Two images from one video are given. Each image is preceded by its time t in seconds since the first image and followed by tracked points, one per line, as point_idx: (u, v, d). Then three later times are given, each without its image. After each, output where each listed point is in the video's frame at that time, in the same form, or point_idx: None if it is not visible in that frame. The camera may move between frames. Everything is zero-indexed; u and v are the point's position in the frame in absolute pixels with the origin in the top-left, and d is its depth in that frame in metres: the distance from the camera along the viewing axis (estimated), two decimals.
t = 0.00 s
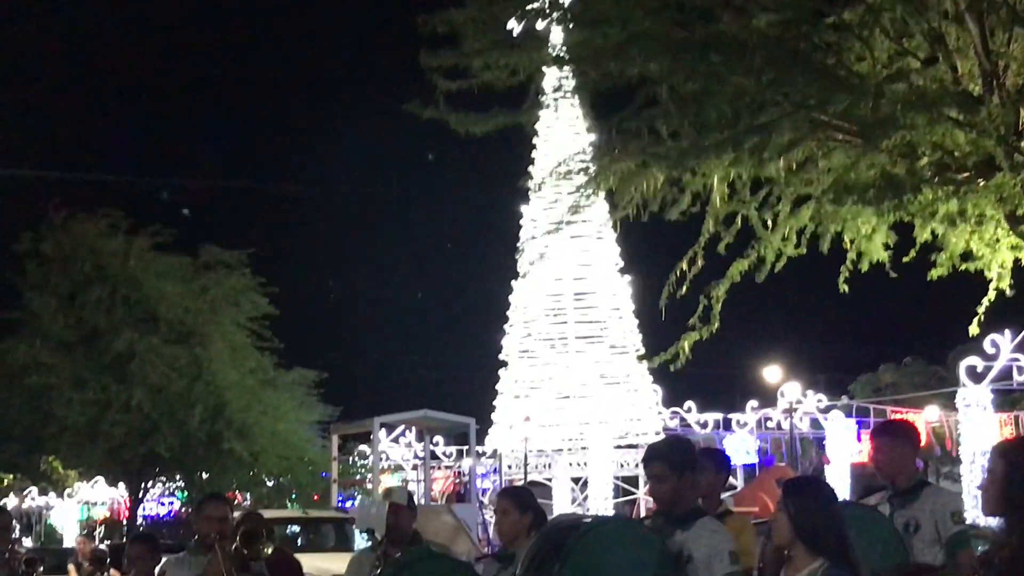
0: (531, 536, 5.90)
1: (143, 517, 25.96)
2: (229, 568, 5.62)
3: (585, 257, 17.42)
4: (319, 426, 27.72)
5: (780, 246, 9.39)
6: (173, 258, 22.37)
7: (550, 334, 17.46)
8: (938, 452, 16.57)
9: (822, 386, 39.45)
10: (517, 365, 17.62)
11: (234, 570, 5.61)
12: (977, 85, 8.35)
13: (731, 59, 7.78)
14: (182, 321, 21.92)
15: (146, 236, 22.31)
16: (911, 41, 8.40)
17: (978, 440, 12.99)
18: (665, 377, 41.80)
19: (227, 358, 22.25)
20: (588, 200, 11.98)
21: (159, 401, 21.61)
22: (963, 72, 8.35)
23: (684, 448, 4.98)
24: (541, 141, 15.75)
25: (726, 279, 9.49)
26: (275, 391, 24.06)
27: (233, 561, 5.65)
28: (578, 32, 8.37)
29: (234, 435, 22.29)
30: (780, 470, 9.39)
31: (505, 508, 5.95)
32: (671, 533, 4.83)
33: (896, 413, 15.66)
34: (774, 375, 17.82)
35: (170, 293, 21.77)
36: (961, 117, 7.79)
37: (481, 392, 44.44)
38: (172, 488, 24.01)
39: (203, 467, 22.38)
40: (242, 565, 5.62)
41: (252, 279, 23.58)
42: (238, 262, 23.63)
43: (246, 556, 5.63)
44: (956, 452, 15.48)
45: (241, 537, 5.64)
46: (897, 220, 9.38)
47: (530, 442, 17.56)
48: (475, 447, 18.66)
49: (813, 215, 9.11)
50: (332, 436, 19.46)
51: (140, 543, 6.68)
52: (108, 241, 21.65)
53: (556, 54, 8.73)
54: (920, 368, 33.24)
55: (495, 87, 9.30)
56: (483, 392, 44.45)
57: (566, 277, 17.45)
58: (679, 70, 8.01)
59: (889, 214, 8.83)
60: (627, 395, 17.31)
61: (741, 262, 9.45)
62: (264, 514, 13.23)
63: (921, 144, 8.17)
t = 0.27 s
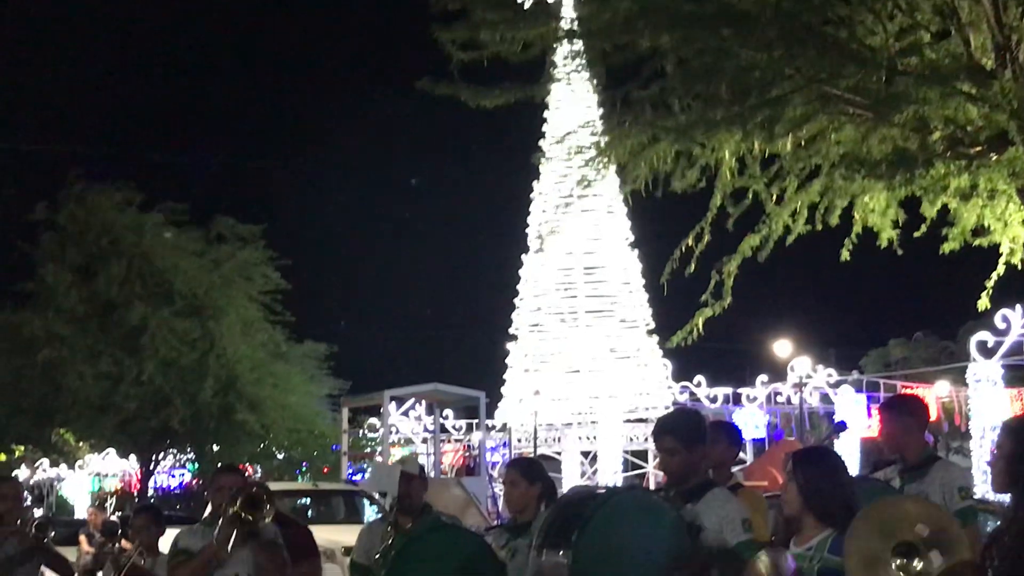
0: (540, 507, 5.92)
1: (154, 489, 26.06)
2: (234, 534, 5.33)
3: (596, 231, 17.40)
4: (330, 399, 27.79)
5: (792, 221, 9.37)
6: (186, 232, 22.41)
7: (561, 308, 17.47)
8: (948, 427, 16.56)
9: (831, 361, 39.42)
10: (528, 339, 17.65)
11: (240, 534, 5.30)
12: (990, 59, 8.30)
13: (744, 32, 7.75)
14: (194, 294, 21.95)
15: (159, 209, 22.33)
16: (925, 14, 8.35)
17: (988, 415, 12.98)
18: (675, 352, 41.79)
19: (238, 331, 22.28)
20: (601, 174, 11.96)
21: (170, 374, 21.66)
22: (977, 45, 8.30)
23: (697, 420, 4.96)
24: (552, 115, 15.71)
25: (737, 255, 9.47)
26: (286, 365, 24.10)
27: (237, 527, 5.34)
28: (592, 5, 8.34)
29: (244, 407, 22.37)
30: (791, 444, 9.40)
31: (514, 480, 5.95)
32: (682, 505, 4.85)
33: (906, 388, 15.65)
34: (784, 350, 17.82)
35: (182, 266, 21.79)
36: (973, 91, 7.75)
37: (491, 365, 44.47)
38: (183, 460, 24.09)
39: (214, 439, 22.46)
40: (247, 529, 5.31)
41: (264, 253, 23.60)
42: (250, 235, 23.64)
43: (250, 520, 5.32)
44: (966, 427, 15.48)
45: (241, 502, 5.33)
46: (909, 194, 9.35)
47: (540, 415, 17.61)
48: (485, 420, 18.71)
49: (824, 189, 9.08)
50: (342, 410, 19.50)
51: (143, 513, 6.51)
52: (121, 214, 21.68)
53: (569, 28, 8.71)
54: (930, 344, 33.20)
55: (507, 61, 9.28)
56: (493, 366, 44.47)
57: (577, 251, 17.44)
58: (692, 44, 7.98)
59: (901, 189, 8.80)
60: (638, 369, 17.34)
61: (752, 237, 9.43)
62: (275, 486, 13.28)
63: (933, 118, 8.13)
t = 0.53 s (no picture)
0: (554, 468, 5.93)
1: (168, 449, 26.20)
2: (249, 481, 5.73)
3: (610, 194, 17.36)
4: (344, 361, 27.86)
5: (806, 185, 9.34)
6: (202, 193, 22.44)
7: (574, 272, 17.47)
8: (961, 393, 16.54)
9: (845, 326, 39.40)
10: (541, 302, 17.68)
11: (254, 482, 5.74)
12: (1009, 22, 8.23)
13: None
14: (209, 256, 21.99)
15: (175, 170, 22.36)
16: None
17: (1002, 381, 12.97)
18: (689, 316, 41.79)
19: (253, 293, 22.33)
20: (617, 137, 11.94)
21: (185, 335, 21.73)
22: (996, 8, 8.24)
23: (712, 384, 4.94)
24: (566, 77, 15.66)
25: (752, 219, 9.46)
26: (300, 326, 24.16)
27: (248, 473, 5.75)
28: None
29: (258, 368, 22.45)
30: (803, 408, 9.41)
31: (527, 441, 5.94)
32: (697, 468, 4.87)
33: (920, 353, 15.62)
34: (798, 314, 17.80)
35: (198, 227, 21.83)
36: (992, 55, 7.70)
37: (504, 328, 44.53)
38: (197, 420, 24.25)
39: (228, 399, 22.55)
40: (260, 477, 5.74)
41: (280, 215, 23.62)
42: (266, 197, 23.66)
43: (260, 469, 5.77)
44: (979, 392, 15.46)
45: (249, 447, 5.72)
46: (924, 158, 9.30)
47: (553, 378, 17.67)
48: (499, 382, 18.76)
49: (839, 154, 9.05)
50: (356, 371, 19.56)
51: (153, 469, 6.51)
52: (137, 175, 21.72)
53: None
54: (944, 309, 33.15)
55: (524, 21, 9.25)
56: (506, 328, 44.54)
57: (591, 214, 17.41)
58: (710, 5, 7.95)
59: (917, 153, 8.76)
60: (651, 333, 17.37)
61: (767, 202, 9.40)
62: (289, 446, 13.35)
63: (951, 82, 8.08)
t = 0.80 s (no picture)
0: (562, 432, 5.95)
1: (178, 412, 26.30)
2: (264, 442, 5.86)
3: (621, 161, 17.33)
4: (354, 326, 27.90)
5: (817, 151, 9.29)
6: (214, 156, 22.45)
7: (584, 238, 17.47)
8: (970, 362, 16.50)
9: (855, 294, 39.32)
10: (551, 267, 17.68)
11: (270, 443, 5.86)
12: None
13: None
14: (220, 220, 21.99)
15: (187, 134, 22.31)
16: None
17: (1012, 349, 12.94)
18: (699, 283, 41.74)
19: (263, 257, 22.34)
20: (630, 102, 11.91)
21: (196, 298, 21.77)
22: None
23: (718, 347, 4.92)
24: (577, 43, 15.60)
25: (763, 185, 9.43)
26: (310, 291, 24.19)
27: (264, 435, 5.88)
28: None
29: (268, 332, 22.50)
30: (812, 375, 9.43)
31: (535, 404, 5.98)
32: (702, 433, 4.87)
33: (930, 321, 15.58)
34: (808, 281, 17.77)
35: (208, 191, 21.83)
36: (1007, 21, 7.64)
37: (513, 293, 44.54)
38: (208, 384, 24.31)
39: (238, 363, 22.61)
40: (275, 439, 5.86)
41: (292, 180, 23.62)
42: (278, 161, 23.66)
43: (276, 430, 5.88)
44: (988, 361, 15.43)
45: (264, 407, 5.83)
46: (937, 126, 9.25)
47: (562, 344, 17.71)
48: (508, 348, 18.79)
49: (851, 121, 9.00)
50: (365, 336, 19.60)
51: (161, 430, 6.54)
52: (149, 137, 21.72)
53: None
54: (955, 277, 33.06)
55: None
56: (515, 293, 44.55)
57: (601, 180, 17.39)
58: None
59: (929, 120, 8.72)
60: (660, 300, 17.39)
61: (778, 167, 9.36)
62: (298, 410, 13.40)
63: (965, 48, 8.02)
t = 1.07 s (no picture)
0: (570, 378, 5.93)
1: (188, 357, 26.41)
2: (282, 386, 5.91)
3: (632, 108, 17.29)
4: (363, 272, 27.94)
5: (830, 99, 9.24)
6: (225, 100, 22.42)
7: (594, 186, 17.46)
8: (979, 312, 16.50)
9: (864, 244, 39.24)
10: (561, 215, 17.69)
11: (287, 387, 5.92)
12: None
13: None
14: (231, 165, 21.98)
15: (198, 78, 22.27)
16: None
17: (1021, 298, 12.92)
18: (708, 232, 41.68)
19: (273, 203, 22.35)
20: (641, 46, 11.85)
21: (206, 243, 21.83)
22: None
23: (728, 291, 4.92)
24: None
25: (774, 131, 9.39)
26: (320, 237, 24.21)
27: (281, 379, 5.93)
28: None
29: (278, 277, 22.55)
30: (819, 323, 9.44)
31: (543, 350, 5.96)
32: (709, 379, 4.88)
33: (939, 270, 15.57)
34: (818, 231, 17.74)
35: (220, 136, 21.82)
36: None
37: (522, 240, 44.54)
38: (217, 329, 24.39)
39: (248, 309, 22.68)
40: (291, 383, 5.92)
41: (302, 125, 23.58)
42: (289, 107, 23.62)
43: (293, 374, 5.94)
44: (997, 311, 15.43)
45: (282, 352, 5.89)
46: (950, 74, 9.18)
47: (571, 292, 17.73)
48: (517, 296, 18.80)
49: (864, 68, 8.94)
50: (375, 282, 19.63)
51: (172, 373, 6.57)
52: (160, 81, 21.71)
53: None
54: (965, 227, 32.97)
55: None
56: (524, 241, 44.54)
57: (613, 127, 17.35)
58: None
59: (942, 67, 8.66)
60: (670, 248, 17.35)
61: (790, 114, 9.32)
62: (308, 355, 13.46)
63: None
